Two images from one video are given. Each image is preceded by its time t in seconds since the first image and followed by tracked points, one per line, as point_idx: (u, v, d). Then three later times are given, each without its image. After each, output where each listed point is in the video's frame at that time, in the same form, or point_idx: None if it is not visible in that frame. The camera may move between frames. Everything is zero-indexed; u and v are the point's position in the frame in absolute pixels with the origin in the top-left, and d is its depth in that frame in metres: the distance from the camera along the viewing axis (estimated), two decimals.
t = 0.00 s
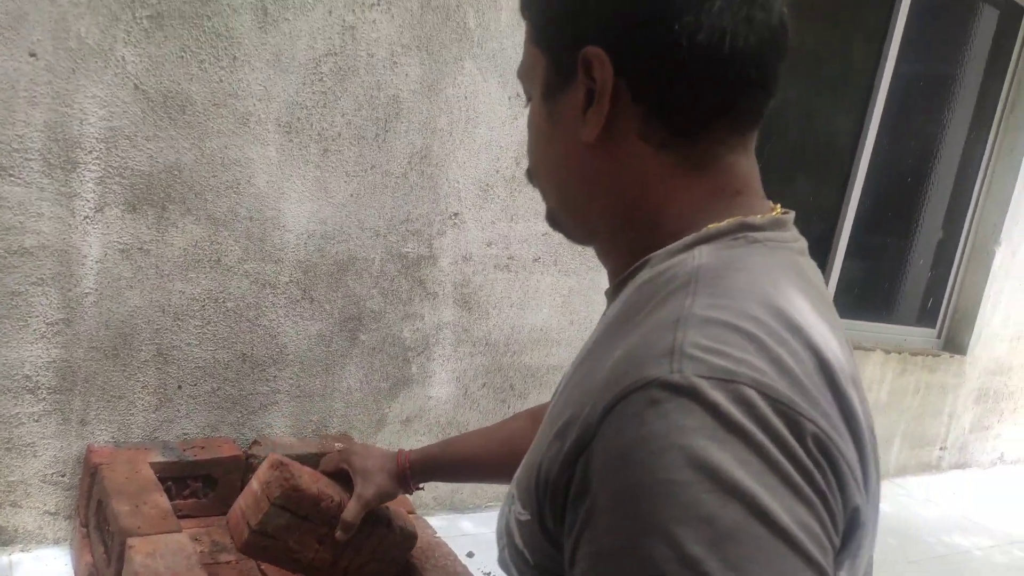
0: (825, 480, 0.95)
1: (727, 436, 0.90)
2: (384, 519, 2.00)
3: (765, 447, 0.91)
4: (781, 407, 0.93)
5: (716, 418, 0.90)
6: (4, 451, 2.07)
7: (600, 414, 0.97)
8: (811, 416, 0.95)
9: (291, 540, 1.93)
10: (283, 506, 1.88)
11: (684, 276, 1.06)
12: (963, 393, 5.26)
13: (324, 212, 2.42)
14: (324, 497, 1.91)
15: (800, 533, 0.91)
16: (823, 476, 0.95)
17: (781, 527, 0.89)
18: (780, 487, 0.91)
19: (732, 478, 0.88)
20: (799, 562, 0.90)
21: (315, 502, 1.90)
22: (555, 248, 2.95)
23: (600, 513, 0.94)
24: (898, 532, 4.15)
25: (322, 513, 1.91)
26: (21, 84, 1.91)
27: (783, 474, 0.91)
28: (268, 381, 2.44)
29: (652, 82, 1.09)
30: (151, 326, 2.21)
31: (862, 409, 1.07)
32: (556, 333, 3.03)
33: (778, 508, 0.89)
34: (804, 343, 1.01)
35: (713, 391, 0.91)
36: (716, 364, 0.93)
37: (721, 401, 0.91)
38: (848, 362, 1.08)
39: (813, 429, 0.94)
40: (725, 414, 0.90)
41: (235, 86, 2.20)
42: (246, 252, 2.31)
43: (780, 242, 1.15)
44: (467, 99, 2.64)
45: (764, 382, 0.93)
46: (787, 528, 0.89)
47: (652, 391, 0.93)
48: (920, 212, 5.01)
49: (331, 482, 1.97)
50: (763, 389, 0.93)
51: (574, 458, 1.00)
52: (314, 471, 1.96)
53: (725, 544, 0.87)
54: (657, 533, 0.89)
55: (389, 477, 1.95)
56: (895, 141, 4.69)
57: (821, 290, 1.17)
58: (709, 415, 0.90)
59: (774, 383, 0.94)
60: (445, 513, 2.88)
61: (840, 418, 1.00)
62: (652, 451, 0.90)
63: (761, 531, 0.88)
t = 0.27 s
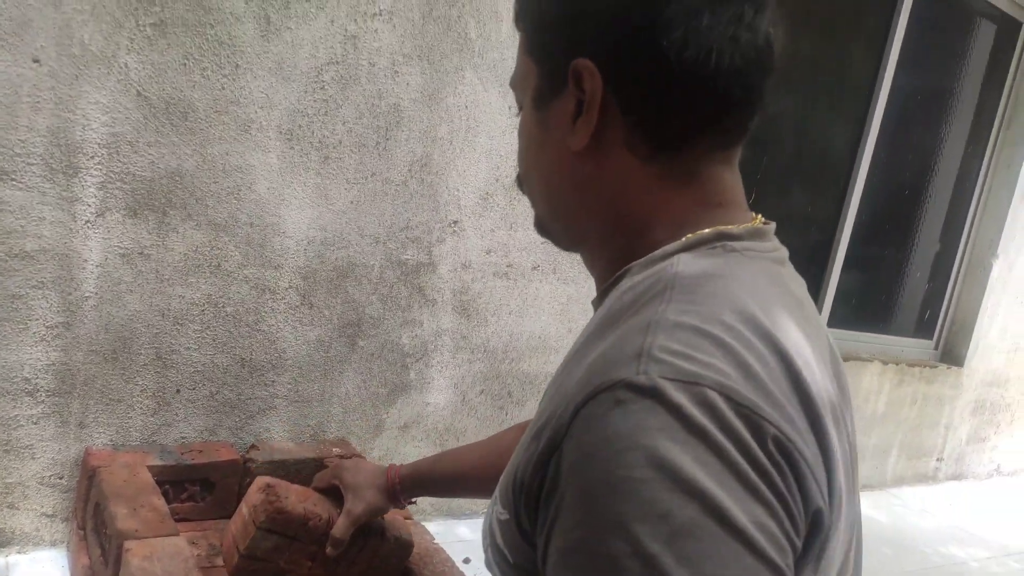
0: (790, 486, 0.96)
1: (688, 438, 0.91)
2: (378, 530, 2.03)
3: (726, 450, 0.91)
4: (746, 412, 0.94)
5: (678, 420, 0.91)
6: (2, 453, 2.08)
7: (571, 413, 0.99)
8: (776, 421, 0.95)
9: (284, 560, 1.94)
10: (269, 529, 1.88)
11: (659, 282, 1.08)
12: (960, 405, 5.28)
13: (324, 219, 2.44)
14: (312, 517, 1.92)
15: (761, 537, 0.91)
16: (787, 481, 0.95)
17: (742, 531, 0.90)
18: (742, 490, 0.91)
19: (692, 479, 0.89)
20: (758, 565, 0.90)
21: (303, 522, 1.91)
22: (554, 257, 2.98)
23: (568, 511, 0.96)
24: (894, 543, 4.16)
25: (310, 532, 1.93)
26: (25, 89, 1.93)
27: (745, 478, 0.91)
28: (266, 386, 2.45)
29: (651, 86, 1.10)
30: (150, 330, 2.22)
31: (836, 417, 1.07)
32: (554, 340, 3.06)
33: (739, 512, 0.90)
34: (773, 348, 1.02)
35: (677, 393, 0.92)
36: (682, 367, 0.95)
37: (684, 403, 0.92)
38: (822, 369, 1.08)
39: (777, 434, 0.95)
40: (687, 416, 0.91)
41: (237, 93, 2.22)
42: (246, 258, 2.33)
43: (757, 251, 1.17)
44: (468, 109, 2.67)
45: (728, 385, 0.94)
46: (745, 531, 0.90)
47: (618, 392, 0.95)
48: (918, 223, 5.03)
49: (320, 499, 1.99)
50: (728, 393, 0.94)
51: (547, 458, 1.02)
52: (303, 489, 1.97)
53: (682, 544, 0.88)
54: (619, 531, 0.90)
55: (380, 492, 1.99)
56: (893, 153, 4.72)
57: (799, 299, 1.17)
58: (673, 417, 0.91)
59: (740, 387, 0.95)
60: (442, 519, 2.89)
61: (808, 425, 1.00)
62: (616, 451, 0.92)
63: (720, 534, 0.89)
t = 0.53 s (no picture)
0: (767, 487, 0.95)
1: (664, 434, 0.91)
2: (365, 539, 2.03)
3: (702, 448, 0.91)
4: (725, 412, 0.94)
5: (654, 416, 0.91)
6: (3, 449, 2.08)
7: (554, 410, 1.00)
8: (754, 421, 0.95)
9: None
10: (254, 548, 1.90)
11: (646, 282, 1.08)
12: (960, 412, 5.28)
13: (326, 220, 2.45)
14: (296, 534, 1.93)
15: (734, 537, 0.90)
16: (763, 482, 0.95)
17: (714, 529, 0.89)
18: (717, 489, 0.91)
19: (665, 475, 0.89)
20: (730, 564, 0.89)
21: (287, 540, 1.91)
22: (556, 260, 2.99)
23: (548, 506, 0.96)
24: (892, 549, 4.16)
25: (296, 548, 1.92)
26: (29, 87, 1.94)
27: (720, 476, 0.91)
28: (266, 385, 2.45)
29: (651, 87, 1.10)
30: (152, 328, 2.22)
31: (820, 421, 1.07)
32: (554, 343, 3.07)
33: (713, 511, 0.90)
34: (755, 349, 1.02)
35: (655, 390, 0.93)
36: (661, 365, 0.95)
37: (662, 400, 0.92)
38: (807, 372, 1.08)
39: (755, 433, 0.94)
40: (664, 413, 0.91)
41: (240, 93, 2.23)
42: (248, 257, 2.33)
43: (745, 255, 1.17)
44: (471, 111, 2.68)
45: (707, 384, 0.94)
46: (718, 530, 0.89)
47: (598, 388, 0.95)
48: (918, 230, 5.04)
49: (304, 514, 1.99)
50: (706, 392, 0.94)
51: (532, 455, 1.02)
52: (285, 505, 1.97)
53: (653, 540, 0.88)
54: (594, 526, 0.90)
55: (363, 504, 1.97)
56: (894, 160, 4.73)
57: (787, 302, 1.17)
58: (650, 414, 0.92)
59: (719, 386, 0.95)
60: (440, 520, 2.89)
61: (789, 426, 1.00)
62: (594, 446, 0.92)
63: (692, 531, 0.88)
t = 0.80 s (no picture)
0: (761, 479, 0.95)
1: (659, 424, 0.91)
2: (358, 542, 2.05)
3: (696, 439, 0.91)
4: (720, 403, 0.94)
5: (649, 407, 0.92)
6: (15, 441, 2.10)
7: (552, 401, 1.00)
8: (749, 412, 0.95)
9: None
10: (249, 562, 1.92)
11: (646, 276, 1.09)
12: (969, 416, 5.25)
13: (336, 217, 2.46)
14: (289, 544, 1.95)
15: (727, 526, 0.91)
16: (758, 473, 0.95)
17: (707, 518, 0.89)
18: (711, 479, 0.91)
19: (660, 464, 0.89)
20: (723, 553, 0.90)
21: (280, 551, 1.94)
22: (565, 259, 2.99)
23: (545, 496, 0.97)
24: (898, 551, 4.15)
25: (290, 557, 1.95)
26: (45, 83, 1.95)
27: (714, 465, 0.91)
28: (276, 381, 2.47)
29: (652, 87, 1.10)
30: (163, 323, 2.24)
31: (817, 415, 1.07)
32: (561, 342, 3.08)
33: (706, 500, 0.90)
34: (752, 342, 1.02)
35: (651, 381, 0.93)
36: (658, 356, 0.96)
37: (657, 390, 0.93)
38: (804, 367, 1.08)
39: (750, 423, 0.95)
40: (660, 403, 0.92)
41: (253, 91, 2.24)
42: (259, 254, 2.35)
43: (742, 253, 1.18)
44: (482, 110, 2.68)
45: (703, 375, 0.95)
46: (710, 518, 0.90)
47: (596, 379, 0.96)
48: (929, 232, 5.01)
49: (296, 521, 2.01)
50: (702, 383, 0.94)
51: (531, 447, 1.03)
52: (275, 514, 1.99)
53: (646, 528, 0.88)
54: (589, 514, 0.91)
55: (354, 508, 2.00)
56: (906, 162, 4.70)
57: (784, 299, 1.18)
58: (646, 404, 0.92)
59: (715, 378, 0.95)
60: (446, 517, 2.91)
61: (785, 419, 1.00)
62: (590, 436, 0.93)
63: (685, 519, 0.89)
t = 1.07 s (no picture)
0: (758, 458, 0.95)
1: (657, 403, 0.91)
2: (351, 535, 2.10)
3: (694, 417, 0.91)
4: (716, 382, 0.94)
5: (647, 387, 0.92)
6: (17, 431, 2.11)
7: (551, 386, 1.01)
8: (747, 392, 0.95)
9: None
10: (243, 557, 1.95)
11: (644, 264, 1.09)
12: (969, 411, 5.26)
13: (338, 210, 2.46)
14: (282, 539, 1.98)
15: (726, 503, 0.91)
16: (755, 451, 0.95)
17: (706, 494, 0.89)
18: (708, 457, 0.91)
19: (658, 442, 0.89)
20: (721, 529, 0.90)
21: (274, 546, 1.97)
22: (566, 253, 3.00)
23: (545, 480, 0.97)
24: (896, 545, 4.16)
25: (283, 551, 1.98)
26: (47, 74, 1.95)
27: (712, 445, 0.91)
28: (277, 373, 2.48)
29: (651, 84, 1.10)
30: (164, 314, 2.25)
31: (813, 397, 1.07)
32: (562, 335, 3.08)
33: (705, 477, 0.90)
34: (748, 325, 1.02)
35: (649, 362, 0.93)
36: (655, 338, 0.96)
37: (655, 371, 0.93)
38: (800, 350, 1.08)
39: (747, 403, 0.95)
40: (658, 383, 0.92)
41: (255, 83, 2.24)
42: (261, 246, 2.35)
43: (737, 241, 1.18)
44: (484, 103, 2.68)
45: (700, 356, 0.95)
46: (709, 497, 0.89)
47: (594, 361, 0.96)
48: (931, 228, 5.01)
49: (287, 518, 2.04)
50: (699, 363, 0.94)
51: (531, 432, 1.04)
52: (266, 513, 2.02)
53: (645, 506, 0.88)
54: (589, 494, 0.91)
55: (343, 501, 2.02)
56: (909, 156, 4.69)
57: (780, 287, 1.18)
58: (644, 384, 0.92)
59: (712, 358, 0.95)
60: (447, 509, 2.92)
61: (781, 400, 1.00)
62: (589, 418, 0.93)
63: (684, 496, 0.89)
